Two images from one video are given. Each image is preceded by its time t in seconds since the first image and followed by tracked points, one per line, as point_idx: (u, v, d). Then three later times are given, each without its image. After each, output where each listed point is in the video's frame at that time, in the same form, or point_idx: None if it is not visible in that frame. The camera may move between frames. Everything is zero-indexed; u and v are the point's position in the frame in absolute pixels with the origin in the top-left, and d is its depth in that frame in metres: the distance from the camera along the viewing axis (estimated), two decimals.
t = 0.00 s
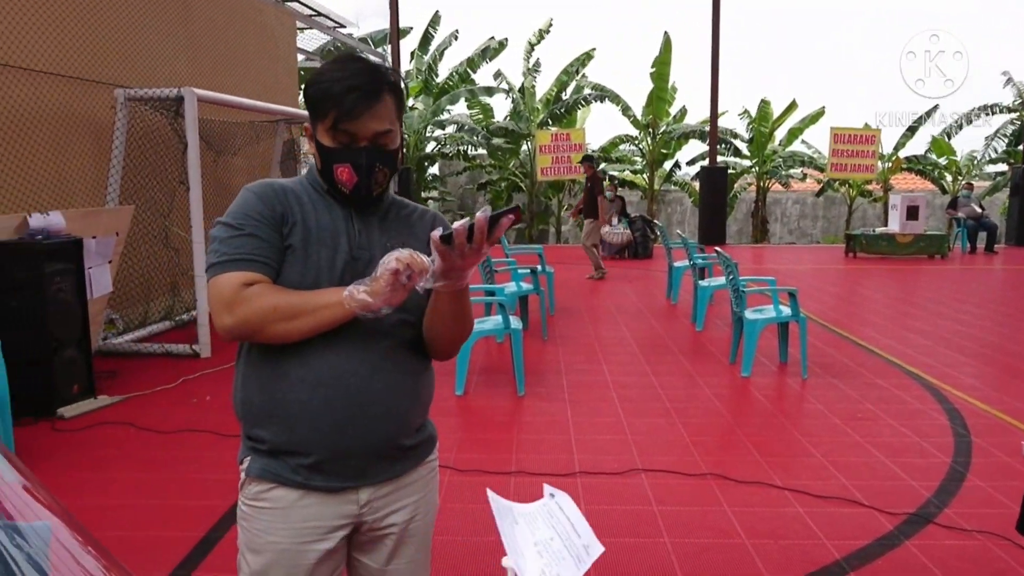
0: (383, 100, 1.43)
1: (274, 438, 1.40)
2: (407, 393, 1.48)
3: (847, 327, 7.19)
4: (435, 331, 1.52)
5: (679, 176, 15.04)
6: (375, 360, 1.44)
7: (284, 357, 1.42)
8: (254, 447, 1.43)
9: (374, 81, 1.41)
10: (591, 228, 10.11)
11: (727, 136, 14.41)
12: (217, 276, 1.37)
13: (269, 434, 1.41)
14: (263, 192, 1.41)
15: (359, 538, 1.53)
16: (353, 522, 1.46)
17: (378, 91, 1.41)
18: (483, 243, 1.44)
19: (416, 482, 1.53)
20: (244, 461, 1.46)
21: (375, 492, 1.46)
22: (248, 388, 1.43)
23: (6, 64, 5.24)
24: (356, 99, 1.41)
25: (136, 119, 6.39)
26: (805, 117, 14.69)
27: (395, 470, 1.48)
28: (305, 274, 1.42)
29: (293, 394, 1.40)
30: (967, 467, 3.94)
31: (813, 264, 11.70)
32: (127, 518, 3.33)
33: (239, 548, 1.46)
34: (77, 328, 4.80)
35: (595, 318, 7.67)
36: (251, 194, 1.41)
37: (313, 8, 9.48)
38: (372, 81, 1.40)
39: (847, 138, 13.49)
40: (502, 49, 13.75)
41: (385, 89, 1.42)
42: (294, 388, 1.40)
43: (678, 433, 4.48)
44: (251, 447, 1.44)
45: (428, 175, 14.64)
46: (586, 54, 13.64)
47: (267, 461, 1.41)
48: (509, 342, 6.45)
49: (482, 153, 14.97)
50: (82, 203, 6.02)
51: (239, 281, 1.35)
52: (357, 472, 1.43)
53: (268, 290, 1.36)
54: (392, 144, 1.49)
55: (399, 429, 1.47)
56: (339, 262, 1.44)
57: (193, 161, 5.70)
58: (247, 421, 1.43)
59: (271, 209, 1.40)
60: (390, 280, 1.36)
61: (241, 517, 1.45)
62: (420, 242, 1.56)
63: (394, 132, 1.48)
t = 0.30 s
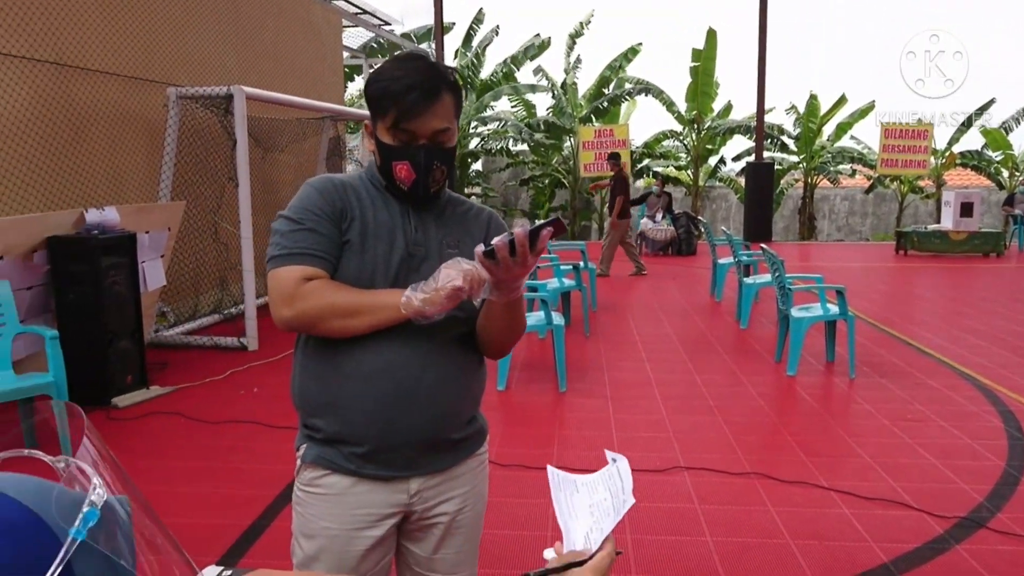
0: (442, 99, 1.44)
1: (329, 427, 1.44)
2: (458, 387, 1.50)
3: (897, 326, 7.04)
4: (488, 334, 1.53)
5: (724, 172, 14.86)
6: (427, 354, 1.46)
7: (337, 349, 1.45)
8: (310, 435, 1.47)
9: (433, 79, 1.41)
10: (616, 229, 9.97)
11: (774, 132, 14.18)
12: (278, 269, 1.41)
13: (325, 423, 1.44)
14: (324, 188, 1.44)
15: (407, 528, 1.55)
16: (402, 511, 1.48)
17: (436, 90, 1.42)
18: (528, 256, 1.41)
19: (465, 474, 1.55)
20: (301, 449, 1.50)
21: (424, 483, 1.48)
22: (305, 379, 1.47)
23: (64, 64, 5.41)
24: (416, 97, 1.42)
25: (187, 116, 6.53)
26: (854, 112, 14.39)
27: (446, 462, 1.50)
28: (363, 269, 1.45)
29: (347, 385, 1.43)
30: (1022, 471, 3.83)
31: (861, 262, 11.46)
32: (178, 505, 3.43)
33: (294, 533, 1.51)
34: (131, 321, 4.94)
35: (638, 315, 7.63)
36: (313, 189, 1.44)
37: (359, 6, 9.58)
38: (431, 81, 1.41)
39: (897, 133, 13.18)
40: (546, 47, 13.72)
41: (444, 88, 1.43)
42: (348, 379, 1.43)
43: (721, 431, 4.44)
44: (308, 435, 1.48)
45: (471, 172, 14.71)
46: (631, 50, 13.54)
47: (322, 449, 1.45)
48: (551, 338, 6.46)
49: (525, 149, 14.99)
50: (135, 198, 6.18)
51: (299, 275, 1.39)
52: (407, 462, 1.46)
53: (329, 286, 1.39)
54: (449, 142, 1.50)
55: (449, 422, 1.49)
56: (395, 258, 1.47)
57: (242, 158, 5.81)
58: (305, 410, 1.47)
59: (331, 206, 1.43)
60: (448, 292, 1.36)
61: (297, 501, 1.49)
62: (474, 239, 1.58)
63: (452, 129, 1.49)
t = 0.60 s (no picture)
0: (495, 95, 1.44)
1: (382, 417, 1.47)
2: (507, 381, 1.53)
3: (948, 326, 6.87)
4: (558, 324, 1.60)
5: (769, 168, 14.65)
6: (478, 348, 1.48)
7: (392, 344, 1.47)
8: (365, 423, 1.51)
9: (487, 75, 1.42)
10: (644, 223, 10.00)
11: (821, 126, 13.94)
12: (318, 267, 1.46)
13: (378, 413, 1.47)
14: (371, 188, 1.47)
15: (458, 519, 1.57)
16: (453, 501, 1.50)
17: (489, 87, 1.43)
18: (594, 276, 1.45)
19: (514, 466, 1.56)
20: (355, 437, 1.54)
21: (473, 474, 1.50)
22: (360, 370, 1.51)
23: (120, 61, 5.56)
24: (471, 92, 1.43)
25: (236, 114, 6.66)
26: (905, 106, 14.06)
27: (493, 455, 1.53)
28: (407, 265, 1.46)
29: (399, 377, 1.46)
30: None
31: (911, 259, 11.20)
32: (226, 493, 3.51)
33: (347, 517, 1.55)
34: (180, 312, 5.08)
35: (681, 311, 7.58)
36: (359, 188, 1.47)
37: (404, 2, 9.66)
38: (484, 76, 1.41)
39: (950, 128, 12.85)
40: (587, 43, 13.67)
41: (498, 84, 1.44)
42: (401, 371, 1.46)
43: (765, 430, 4.40)
44: (363, 424, 1.51)
45: (513, 167, 14.73)
46: (675, 43, 13.42)
47: (375, 437, 1.48)
48: (592, 334, 6.45)
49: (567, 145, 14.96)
50: (185, 194, 6.33)
51: (327, 274, 1.43)
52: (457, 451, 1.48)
53: (356, 285, 1.42)
54: (502, 138, 1.51)
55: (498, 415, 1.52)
56: (443, 254, 1.48)
57: (289, 154, 5.91)
58: (359, 400, 1.51)
59: (375, 205, 1.46)
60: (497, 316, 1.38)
61: (350, 488, 1.54)
62: (524, 237, 1.58)
63: (505, 125, 1.50)
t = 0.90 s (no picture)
0: (543, 94, 1.45)
1: (430, 409, 1.50)
2: (554, 377, 1.55)
3: (998, 325, 6.69)
4: (600, 339, 1.69)
5: (813, 163, 14.41)
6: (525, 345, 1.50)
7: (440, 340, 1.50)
8: (413, 415, 1.53)
9: (536, 74, 1.42)
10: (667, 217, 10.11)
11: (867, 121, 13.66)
12: (361, 261, 1.51)
13: (426, 405, 1.50)
14: (418, 185, 1.49)
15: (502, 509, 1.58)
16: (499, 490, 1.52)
17: (537, 86, 1.43)
18: (636, 305, 1.53)
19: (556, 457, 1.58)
20: (403, 428, 1.57)
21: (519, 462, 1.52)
22: (408, 364, 1.54)
23: (168, 60, 5.69)
24: (519, 91, 1.43)
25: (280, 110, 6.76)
26: (955, 100, 13.71)
27: (541, 446, 1.55)
28: (449, 262, 1.48)
29: (447, 370, 1.48)
30: None
31: (960, 257, 10.93)
32: (269, 483, 3.58)
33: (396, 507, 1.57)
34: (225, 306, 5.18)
35: (721, 309, 7.50)
36: (406, 184, 1.50)
37: None
38: (534, 75, 1.41)
39: (1002, 122, 12.50)
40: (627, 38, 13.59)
41: (546, 82, 1.44)
42: (448, 365, 1.48)
43: (807, 429, 4.34)
44: (411, 415, 1.54)
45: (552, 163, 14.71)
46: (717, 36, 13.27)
47: (424, 426, 1.51)
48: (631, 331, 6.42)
49: (607, 140, 14.90)
50: (229, 189, 6.44)
51: (365, 271, 1.49)
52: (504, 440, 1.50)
53: (387, 286, 1.48)
54: (548, 138, 1.52)
55: (545, 409, 1.54)
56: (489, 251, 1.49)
57: (331, 150, 5.98)
58: (408, 392, 1.54)
59: (420, 201, 1.48)
60: (525, 352, 1.37)
61: (399, 478, 1.56)
62: (571, 235, 1.57)
63: (552, 125, 1.51)
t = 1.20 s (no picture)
0: (573, 97, 1.44)
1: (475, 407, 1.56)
2: (594, 375, 1.57)
3: None
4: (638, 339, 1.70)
5: (860, 158, 14.12)
6: (561, 346, 1.52)
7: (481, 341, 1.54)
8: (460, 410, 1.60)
9: (562, 79, 1.41)
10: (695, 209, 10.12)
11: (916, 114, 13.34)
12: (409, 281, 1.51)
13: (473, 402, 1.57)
14: (454, 195, 1.49)
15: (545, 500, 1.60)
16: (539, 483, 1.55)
17: (566, 90, 1.42)
18: (648, 324, 1.55)
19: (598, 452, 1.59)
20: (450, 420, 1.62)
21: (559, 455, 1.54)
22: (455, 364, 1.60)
23: (215, 56, 5.79)
24: (545, 97, 1.42)
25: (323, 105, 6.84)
26: (1010, 93, 13.32)
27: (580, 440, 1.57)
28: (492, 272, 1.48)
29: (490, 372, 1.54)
30: None
31: (1013, 254, 10.62)
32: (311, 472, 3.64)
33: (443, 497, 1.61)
34: (269, 298, 5.26)
35: (764, 305, 7.40)
36: (441, 195, 1.50)
37: None
38: (561, 79, 1.40)
39: None
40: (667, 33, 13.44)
41: (574, 85, 1.42)
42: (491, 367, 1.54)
43: (851, 428, 4.27)
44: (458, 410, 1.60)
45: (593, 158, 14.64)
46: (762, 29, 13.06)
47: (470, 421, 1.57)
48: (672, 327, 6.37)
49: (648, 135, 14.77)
50: (274, 184, 6.53)
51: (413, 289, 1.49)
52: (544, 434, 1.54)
53: (431, 315, 1.48)
54: (578, 140, 1.51)
55: (584, 405, 1.56)
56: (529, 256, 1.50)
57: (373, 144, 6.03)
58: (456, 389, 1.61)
59: (458, 212, 1.48)
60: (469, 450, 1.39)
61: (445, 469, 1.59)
62: (607, 231, 1.56)
63: (581, 127, 1.49)
